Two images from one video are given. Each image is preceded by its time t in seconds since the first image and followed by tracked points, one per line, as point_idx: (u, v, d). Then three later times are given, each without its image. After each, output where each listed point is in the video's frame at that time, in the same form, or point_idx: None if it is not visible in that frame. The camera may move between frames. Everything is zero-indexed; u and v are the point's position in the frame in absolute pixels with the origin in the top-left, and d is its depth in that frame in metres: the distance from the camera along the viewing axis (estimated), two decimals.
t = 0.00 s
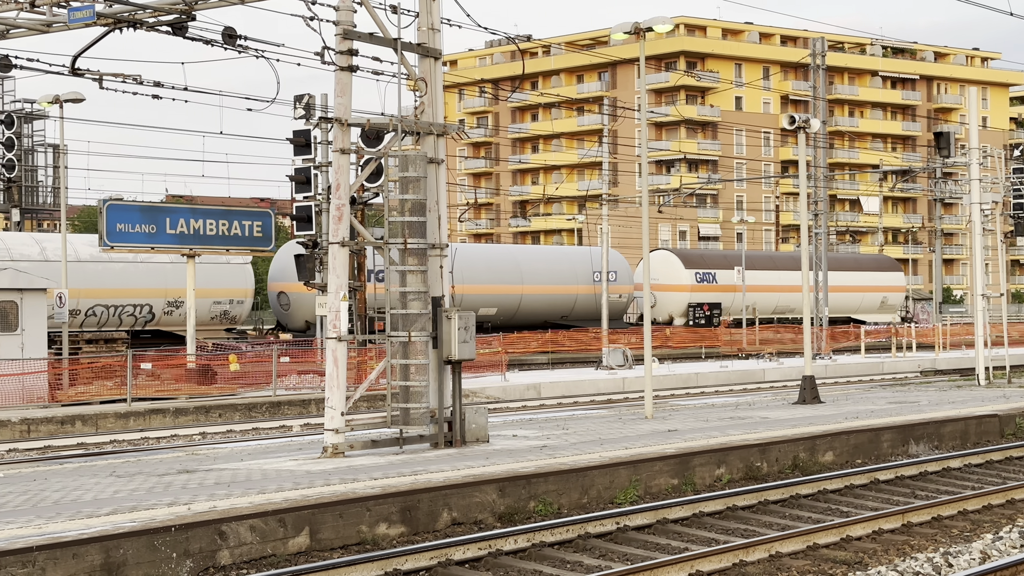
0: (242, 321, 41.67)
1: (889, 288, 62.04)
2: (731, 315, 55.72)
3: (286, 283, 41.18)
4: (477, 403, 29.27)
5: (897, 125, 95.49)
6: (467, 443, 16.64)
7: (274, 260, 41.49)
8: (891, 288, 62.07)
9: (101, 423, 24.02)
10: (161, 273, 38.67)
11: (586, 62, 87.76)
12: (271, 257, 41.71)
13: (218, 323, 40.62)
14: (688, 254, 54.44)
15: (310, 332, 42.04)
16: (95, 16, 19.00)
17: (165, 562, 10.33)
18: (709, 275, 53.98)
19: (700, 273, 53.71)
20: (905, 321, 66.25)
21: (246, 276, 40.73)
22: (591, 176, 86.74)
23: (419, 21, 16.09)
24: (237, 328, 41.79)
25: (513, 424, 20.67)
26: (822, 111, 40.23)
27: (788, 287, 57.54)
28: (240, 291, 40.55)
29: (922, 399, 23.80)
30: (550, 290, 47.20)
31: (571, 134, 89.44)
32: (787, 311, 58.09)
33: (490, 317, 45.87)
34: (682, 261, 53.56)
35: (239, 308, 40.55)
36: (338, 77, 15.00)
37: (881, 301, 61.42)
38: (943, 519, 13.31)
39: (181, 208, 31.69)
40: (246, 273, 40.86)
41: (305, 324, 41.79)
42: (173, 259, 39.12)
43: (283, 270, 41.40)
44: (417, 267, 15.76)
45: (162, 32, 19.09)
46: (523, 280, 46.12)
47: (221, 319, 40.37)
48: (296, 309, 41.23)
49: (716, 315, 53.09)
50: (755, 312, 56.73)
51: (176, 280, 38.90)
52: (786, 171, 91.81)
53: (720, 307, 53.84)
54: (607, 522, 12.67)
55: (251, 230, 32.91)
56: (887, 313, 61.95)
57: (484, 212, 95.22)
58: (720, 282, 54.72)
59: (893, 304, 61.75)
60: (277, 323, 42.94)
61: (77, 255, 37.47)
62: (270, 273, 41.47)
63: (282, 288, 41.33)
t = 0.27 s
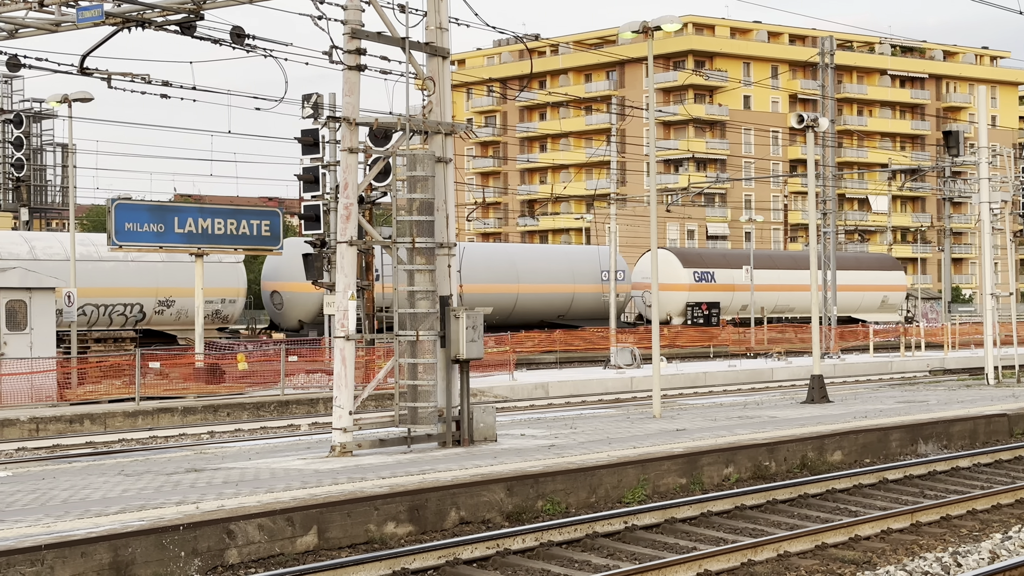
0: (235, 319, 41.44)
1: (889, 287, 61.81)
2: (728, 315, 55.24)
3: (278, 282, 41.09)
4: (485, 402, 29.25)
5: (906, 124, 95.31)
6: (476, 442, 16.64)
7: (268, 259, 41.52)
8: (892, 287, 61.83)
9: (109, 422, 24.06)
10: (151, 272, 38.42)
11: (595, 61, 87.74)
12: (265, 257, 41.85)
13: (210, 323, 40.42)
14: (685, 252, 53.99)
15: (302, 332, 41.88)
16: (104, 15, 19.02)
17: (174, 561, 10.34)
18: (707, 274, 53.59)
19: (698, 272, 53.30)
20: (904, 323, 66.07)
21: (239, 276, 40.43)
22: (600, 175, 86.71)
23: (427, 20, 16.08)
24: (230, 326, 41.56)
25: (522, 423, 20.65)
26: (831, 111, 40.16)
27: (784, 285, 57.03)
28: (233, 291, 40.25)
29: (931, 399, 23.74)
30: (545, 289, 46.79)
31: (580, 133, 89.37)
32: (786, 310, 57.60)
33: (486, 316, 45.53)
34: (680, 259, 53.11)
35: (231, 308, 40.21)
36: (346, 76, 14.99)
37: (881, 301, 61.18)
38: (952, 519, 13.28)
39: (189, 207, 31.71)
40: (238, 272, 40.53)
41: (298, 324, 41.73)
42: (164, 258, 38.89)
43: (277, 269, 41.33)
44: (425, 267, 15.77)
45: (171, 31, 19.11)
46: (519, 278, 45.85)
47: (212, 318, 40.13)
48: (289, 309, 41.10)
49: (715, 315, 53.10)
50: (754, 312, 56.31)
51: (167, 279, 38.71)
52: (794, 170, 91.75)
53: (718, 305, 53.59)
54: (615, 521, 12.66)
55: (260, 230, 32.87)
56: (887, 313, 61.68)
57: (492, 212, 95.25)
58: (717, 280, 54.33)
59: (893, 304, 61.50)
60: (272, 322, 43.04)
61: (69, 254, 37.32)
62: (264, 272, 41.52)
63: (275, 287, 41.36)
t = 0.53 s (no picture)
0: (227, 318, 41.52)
1: (890, 285, 61.78)
2: (726, 313, 54.85)
3: (270, 281, 40.93)
4: (492, 401, 29.26)
5: (914, 122, 95.18)
6: (482, 440, 16.65)
7: (259, 259, 41.34)
8: (891, 286, 61.73)
9: (117, 421, 24.09)
10: (142, 271, 38.47)
11: (602, 60, 87.70)
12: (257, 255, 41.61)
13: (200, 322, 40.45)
14: (682, 251, 53.51)
15: (295, 330, 41.89)
16: (112, 14, 19.06)
17: (182, 559, 10.35)
18: (705, 273, 53.20)
19: (695, 271, 52.97)
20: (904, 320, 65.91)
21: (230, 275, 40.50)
22: (607, 174, 86.67)
23: (434, 19, 16.10)
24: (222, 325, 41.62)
25: (529, 422, 20.64)
26: (839, 109, 40.09)
27: (780, 285, 56.61)
28: (224, 289, 40.30)
29: (938, 398, 23.70)
30: (540, 288, 46.30)
31: (587, 132, 89.31)
32: (783, 310, 57.19)
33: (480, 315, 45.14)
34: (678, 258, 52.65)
35: (222, 307, 40.29)
36: (353, 75, 14.99)
37: (880, 300, 61.07)
38: (959, 519, 13.26)
39: (197, 206, 31.75)
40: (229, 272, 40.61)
41: (290, 323, 41.75)
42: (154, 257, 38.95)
43: (270, 268, 41.14)
44: (432, 266, 15.78)
45: (178, 30, 19.14)
46: (513, 278, 45.36)
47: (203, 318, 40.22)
48: (281, 308, 41.12)
49: (711, 313, 53.25)
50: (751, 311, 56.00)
51: (157, 278, 38.70)
52: (801, 169, 91.70)
53: (715, 305, 53.57)
54: (622, 520, 12.65)
55: (267, 229, 33.00)
56: (888, 311, 61.63)
57: (498, 211, 95.18)
58: (716, 279, 54.02)
59: (893, 302, 61.39)
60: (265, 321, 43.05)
61: (54, 253, 37.09)
62: (257, 270, 41.36)
63: (267, 286, 41.18)
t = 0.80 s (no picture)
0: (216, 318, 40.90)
1: (889, 285, 61.79)
2: (723, 313, 54.58)
3: (261, 281, 40.53)
4: (499, 401, 29.28)
5: (921, 121, 95.07)
6: (490, 440, 16.65)
7: (251, 258, 40.97)
8: (892, 285, 61.70)
9: (124, 420, 24.12)
10: (132, 271, 37.81)
11: (609, 59, 87.69)
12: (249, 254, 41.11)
13: (191, 322, 39.84)
14: (680, 250, 53.10)
15: (287, 330, 41.43)
16: (119, 14, 19.08)
17: (190, 558, 10.37)
18: (703, 272, 52.89)
19: (692, 270, 52.70)
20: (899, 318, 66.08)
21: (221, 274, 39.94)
22: (613, 173, 86.67)
23: (441, 18, 16.09)
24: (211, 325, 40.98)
25: (536, 421, 20.64)
26: (846, 108, 40.06)
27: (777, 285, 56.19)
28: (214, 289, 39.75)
29: (946, 397, 23.66)
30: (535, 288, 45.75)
31: (594, 131, 89.33)
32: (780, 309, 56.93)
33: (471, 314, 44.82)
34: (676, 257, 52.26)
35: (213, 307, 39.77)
36: (360, 75, 15.00)
37: (880, 300, 61.05)
38: (967, 518, 13.25)
39: (204, 206, 31.74)
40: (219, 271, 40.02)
41: (283, 323, 41.36)
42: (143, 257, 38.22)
43: (263, 267, 40.75)
44: (439, 265, 15.80)
45: (185, 30, 19.16)
46: (508, 276, 44.84)
47: (194, 318, 39.62)
48: (273, 307, 40.67)
49: (708, 313, 53.06)
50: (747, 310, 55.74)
51: (148, 277, 38.09)
52: (808, 168, 91.66)
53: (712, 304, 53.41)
54: (629, 520, 12.65)
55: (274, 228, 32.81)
56: (887, 310, 61.58)
57: (506, 210, 95.26)
58: (713, 278, 53.76)
59: (893, 302, 61.35)
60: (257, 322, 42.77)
61: (40, 252, 36.67)
62: (250, 269, 40.99)
63: (259, 285, 40.82)
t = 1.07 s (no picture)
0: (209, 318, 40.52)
1: (889, 285, 61.64)
2: (723, 313, 54.33)
3: (255, 281, 40.47)
4: (507, 400, 29.31)
5: (930, 121, 94.97)
6: (498, 439, 16.66)
7: (245, 257, 40.85)
8: (892, 285, 61.71)
9: (134, 420, 24.16)
10: (123, 271, 37.47)
11: (617, 59, 87.67)
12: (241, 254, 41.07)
13: (184, 322, 39.44)
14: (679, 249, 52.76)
15: (281, 330, 41.37)
16: (128, 15, 19.10)
17: (199, 558, 10.39)
18: (701, 272, 52.62)
19: (690, 270, 52.46)
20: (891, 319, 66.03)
21: (213, 274, 39.53)
22: (622, 173, 86.69)
23: (449, 19, 16.11)
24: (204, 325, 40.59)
25: (545, 421, 20.63)
26: (855, 108, 39.99)
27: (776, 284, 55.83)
28: (206, 289, 39.32)
29: (954, 397, 23.61)
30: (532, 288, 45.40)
31: (602, 131, 89.38)
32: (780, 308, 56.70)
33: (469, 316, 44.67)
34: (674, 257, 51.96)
35: (205, 306, 39.34)
36: (369, 75, 15.02)
37: (880, 299, 61.08)
38: (976, 518, 13.24)
39: (212, 206, 31.83)
40: (212, 271, 39.59)
41: (276, 323, 41.26)
42: (134, 257, 37.90)
43: (256, 267, 40.53)
44: (448, 265, 15.81)
45: (194, 30, 19.21)
46: (505, 278, 44.55)
47: (186, 318, 39.22)
48: (267, 308, 40.63)
49: (706, 312, 52.76)
50: (747, 310, 55.51)
51: (139, 277, 37.72)
52: (817, 168, 91.60)
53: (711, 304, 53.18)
54: (638, 520, 12.65)
55: (283, 228, 32.95)
56: (887, 310, 61.53)
57: (514, 210, 95.20)
58: (711, 278, 53.41)
59: (893, 301, 61.24)
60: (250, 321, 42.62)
61: (32, 253, 36.33)
62: (243, 270, 40.70)
63: (253, 286, 40.75)
